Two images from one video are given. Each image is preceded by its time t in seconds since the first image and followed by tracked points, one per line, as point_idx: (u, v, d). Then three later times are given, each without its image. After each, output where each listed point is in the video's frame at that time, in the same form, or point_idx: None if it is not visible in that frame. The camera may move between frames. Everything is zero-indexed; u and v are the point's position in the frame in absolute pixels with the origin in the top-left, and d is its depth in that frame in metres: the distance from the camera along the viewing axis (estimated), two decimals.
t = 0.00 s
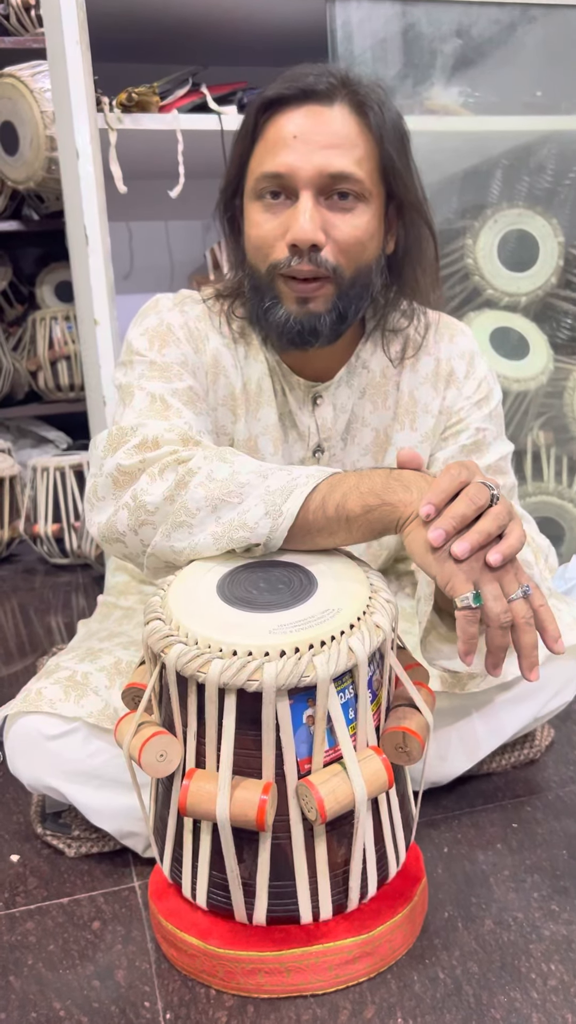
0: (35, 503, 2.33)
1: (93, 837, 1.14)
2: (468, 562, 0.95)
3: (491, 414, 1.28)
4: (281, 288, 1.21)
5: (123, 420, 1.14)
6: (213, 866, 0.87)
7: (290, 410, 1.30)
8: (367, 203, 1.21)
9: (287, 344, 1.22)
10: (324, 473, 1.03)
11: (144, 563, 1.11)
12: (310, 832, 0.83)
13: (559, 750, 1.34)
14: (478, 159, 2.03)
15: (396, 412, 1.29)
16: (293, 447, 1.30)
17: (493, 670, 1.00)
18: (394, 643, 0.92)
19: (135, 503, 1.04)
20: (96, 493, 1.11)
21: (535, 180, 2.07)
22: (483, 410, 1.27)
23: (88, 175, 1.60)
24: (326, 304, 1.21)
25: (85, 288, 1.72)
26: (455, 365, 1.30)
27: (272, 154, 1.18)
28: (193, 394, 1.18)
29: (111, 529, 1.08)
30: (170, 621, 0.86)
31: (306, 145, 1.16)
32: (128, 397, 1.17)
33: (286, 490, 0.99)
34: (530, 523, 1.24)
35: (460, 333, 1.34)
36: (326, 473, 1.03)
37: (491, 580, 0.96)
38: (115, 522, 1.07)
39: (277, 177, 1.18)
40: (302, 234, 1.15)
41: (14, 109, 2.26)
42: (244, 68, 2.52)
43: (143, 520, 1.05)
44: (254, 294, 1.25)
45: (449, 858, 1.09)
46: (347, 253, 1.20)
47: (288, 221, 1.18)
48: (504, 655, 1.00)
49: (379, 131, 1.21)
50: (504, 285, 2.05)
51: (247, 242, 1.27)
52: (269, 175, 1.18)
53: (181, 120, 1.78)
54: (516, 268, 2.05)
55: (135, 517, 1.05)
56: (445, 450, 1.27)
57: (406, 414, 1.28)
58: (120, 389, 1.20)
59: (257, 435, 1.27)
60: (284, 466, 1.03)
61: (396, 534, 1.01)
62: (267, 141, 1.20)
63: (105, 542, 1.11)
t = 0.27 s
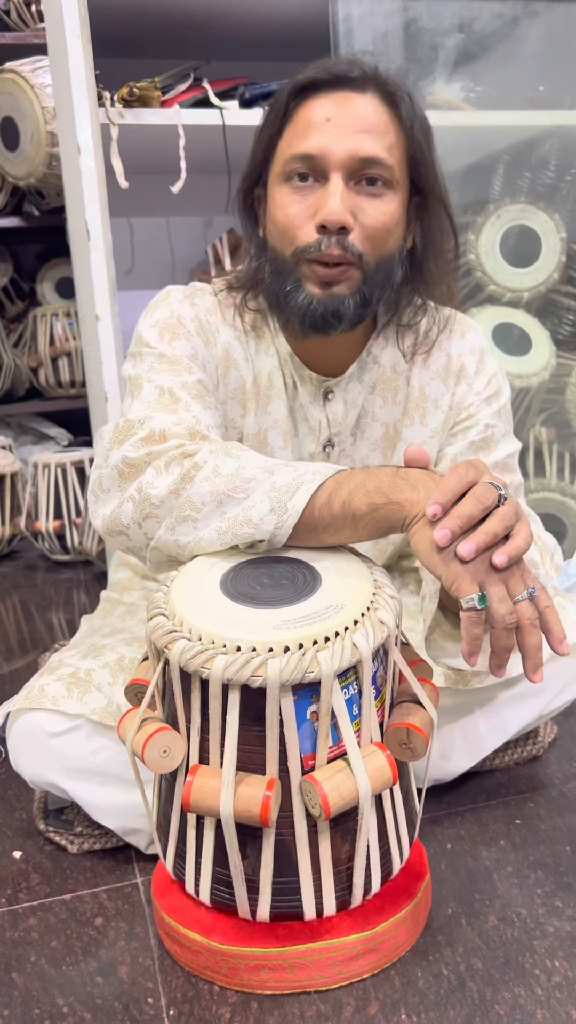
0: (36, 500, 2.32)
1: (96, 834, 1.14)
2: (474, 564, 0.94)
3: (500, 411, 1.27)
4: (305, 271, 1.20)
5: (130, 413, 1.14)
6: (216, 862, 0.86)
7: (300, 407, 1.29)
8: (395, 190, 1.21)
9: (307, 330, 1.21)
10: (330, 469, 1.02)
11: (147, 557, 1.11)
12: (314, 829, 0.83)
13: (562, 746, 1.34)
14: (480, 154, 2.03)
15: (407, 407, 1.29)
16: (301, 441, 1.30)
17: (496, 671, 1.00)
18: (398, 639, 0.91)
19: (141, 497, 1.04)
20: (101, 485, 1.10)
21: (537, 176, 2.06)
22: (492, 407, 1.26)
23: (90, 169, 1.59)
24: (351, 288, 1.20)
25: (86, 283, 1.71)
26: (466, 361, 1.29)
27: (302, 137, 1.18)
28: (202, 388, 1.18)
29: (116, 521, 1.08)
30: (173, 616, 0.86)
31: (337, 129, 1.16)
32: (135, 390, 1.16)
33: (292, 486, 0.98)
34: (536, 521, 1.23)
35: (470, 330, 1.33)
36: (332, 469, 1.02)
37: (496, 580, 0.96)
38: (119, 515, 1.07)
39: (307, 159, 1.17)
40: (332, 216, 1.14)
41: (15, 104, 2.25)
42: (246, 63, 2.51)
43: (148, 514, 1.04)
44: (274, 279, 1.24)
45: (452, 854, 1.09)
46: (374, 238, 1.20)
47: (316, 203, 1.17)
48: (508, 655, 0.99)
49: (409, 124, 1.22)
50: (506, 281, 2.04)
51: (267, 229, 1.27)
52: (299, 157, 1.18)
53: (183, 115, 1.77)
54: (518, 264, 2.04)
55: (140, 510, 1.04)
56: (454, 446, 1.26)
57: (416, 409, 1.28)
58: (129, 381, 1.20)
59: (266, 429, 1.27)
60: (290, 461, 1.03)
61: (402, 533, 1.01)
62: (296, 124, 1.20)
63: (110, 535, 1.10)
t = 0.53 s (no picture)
0: (37, 497, 2.32)
1: (97, 830, 1.14)
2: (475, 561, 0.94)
3: (506, 406, 1.27)
4: (291, 245, 1.19)
5: (131, 408, 1.13)
6: (218, 858, 0.86)
7: (307, 398, 1.29)
8: (383, 165, 1.20)
9: (294, 304, 1.20)
10: (331, 465, 1.02)
11: (148, 552, 1.11)
12: (315, 825, 0.83)
13: (563, 742, 1.34)
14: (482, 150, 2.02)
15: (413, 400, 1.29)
16: (305, 431, 1.30)
17: (498, 668, 1.00)
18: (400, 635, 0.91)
19: (142, 493, 1.04)
20: (102, 480, 1.10)
21: (538, 172, 2.05)
22: (498, 402, 1.26)
23: (90, 165, 1.59)
24: (335, 259, 1.18)
25: (87, 279, 1.70)
26: (474, 354, 1.29)
27: (291, 115, 1.20)
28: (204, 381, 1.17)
29: (116, 516, 1.08)
30: (174, 612, 0.86)
31: (324, 105, 1.17)
32: (138, 384, 1.16)
33: (293, 482, 0.98)
34: (539, 518, 1.23)
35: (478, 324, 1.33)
36: (333, 466, 1.02)
37: (497, 578, 0.95)
38: (120, 510, 1.07)
39: (294, 136, 1.19)
40: (312, 186, 1.15)
41: (15, 100, 2.25)
42: (246, 58, 2.50)
43: (148, 510, 1.04)
44: (269, 260, 1.25)
45: (453, 850, 1.09)
46: (360, 211, 1.18)
47: (301, 176, 1.18)
48: (509, 653, 0.99)
49: (403, 104, 1.22)
50: (507, 277, 2.04)
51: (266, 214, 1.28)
52: (287, 134, 1.20)
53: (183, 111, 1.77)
54: (519, 260, 2.04)
55: (141, 507, 1.04)
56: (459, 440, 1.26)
57: (424, 403, 1.26)
58: (131, 375, 1.20)
59: (270, 424, 1.27)
60: (291, 457, 1.03)
61: (403, 530, 1.01)
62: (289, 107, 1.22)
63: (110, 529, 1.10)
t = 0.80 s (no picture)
0: (37, 493, 2.33)
1: (96, 826, 1.14)
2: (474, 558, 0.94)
3: (507, 405, 1.27)
4: (307, 258, 1.20)
5: (133, 405, 1.13)
6: (218, 854, 0.86)
7: (310, 397, 1.29)
8: (397, 175, 1.20)
9: (311, 317, 1.21)
10: (332, 463, 1.02)
11: (148, 549, 1.11)
12: (315, 821, 0.83)
13: (563, 740, 1.34)
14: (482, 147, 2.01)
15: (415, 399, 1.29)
16: (305, 431, 1.30)
17: (497, 666, 1.00)
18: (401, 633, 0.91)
19: (142, 490, 1.04)
20: (103, 477, 1.10)
21: (539, 169, 2.05)
22: (499, 401, 1.26)
23: (89, 161, 1.59)
24: (353, 275, 1.19)
25: (87, 275, 1.70)
26: (476, 354, 1.28)
27: (303, 124, 1.18)
28: (209, 380, 1.17)
29: (117, 512, 1.07)
30: (174, 609, 0.86)
31: (337, 116, 1.16)
32: (140, 381, 1.16)
33: (293, 480, 0.98)
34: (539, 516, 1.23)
35: (481, 324, 1.33)
36: (335, 464, 1.02)
37: (496, 577, 0.95)
38: (120, 506, 1.07)
39: (307, 148, 1.17)
40: (331, 203, 1.14)
41: (15, 96, 2.24)
42: (247, 54, 2.50)
43: (149, 506, 1.04)
44: (279, 267, 1.24)
45: (452, 847, 1.09)
46: (376, 225, 1.19)
47: (316, 190, 1.17)
48: (509, 652, 0.99)
49: (413, 108, 1.21)
50: (507, 274, 2.03)
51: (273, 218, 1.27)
52: (299, 145, 1.18)
53: (183, 107, 1.76)
54: (520, 257, 2.04)
55: (141, 503, 1.04)
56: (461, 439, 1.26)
57: (426, 403, 1.27)
58: (133, 373, 1.20)
59: (270, 421, 1.27)
60: (292, 455, 1.03)
61: (404, 528, 1.00)
62: (298, 113, 1.20)
63: (112, 526, 1.10)
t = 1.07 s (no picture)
0: (37, 491, 2.32)
1: (96, 824, 1.14)
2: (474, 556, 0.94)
3: (507, 403, 1.27)
4: (306, 256, 1.20)
5: (133, 403, 1.13)
6: (218, 852, 0.86)
7: (309, 396, 1.29)
8: (394, 170, 1.20)
9: (311, 316, 1.21)
10: (332, 461, 1.02)
11: (149, 547, 1.10)
12: (316, 819, 0.83)
13: (563, 738, 1.34)
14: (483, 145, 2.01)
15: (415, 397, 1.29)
16: (306, 429, 1.29)
17: (497, 663, 1.00)
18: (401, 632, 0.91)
19: (142, 488, 1.04)
20: (103, 475, 1.10)
21: (540, 166, 2.04)
22: (499, 399, 1.26)
23: (89, 159, 1.58)
24: (353, 271, 1.20)
25: (87, 273, 1.70)
26: (475, 352, 1.28)
27: (298, 121, 1.18)
28: (208, 379, 1.17)
29: (117, 511, 1.07)
30: (175, 607, 0.86)
31: (332, 111, 1.16)
32: (139, 378, 1.16)
33: (293, 478, 0.98)
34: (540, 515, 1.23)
35: (480, 321, 1.33)
36: (335, 462, 1.02)
37: (497, 574, 0.95)
38: (120, 505, 1.07)
39: (303, 144, 1.17)
40: (329, 199, 1.14)
41: (15, 93, 2.24)
42: (247, 51, 2.49)
43: (149, 504, 1.04)
44: (277, 265, 1.24)
45: (453, 845, 1.09)
46: (375, 220, 1.19)
47: (314, 187, 1.17)
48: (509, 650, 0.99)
49: (408, 102, 1.21)
50: (507, 272, 2.03)
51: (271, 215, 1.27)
52: (295, 143, 1.18)
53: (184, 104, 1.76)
54: (521, 255, 2.03)
55: (142, 501, 1.04)
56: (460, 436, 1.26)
57: (427, 401, 1.27)
58: (132, 370, 1.19)
59: (270, 419, 1.27)
60: (292, 453, 1.03)
61: (404, 525, 1.00)
62: (293, 110, 1.20)
63: (112, 525, 1.10)
